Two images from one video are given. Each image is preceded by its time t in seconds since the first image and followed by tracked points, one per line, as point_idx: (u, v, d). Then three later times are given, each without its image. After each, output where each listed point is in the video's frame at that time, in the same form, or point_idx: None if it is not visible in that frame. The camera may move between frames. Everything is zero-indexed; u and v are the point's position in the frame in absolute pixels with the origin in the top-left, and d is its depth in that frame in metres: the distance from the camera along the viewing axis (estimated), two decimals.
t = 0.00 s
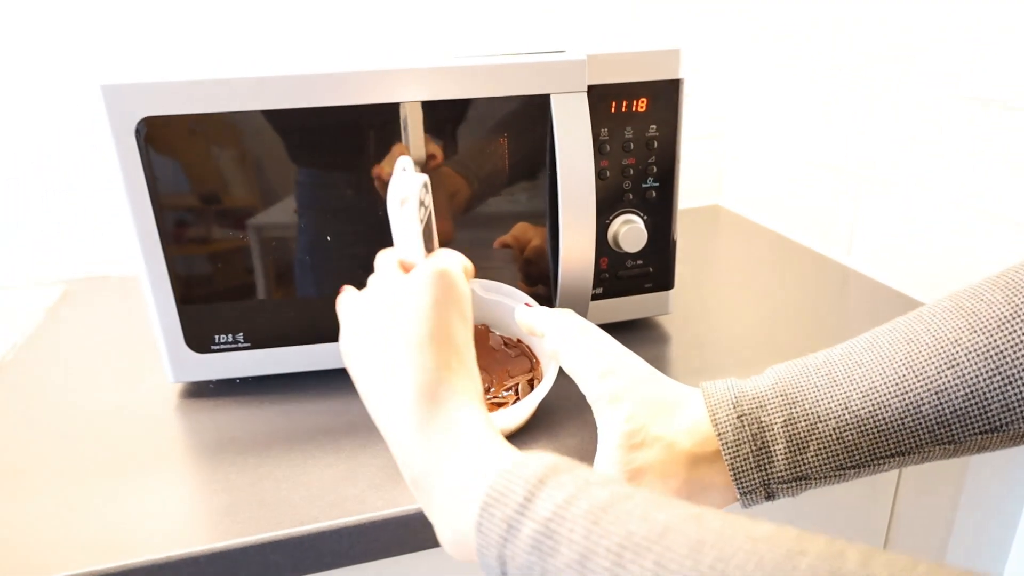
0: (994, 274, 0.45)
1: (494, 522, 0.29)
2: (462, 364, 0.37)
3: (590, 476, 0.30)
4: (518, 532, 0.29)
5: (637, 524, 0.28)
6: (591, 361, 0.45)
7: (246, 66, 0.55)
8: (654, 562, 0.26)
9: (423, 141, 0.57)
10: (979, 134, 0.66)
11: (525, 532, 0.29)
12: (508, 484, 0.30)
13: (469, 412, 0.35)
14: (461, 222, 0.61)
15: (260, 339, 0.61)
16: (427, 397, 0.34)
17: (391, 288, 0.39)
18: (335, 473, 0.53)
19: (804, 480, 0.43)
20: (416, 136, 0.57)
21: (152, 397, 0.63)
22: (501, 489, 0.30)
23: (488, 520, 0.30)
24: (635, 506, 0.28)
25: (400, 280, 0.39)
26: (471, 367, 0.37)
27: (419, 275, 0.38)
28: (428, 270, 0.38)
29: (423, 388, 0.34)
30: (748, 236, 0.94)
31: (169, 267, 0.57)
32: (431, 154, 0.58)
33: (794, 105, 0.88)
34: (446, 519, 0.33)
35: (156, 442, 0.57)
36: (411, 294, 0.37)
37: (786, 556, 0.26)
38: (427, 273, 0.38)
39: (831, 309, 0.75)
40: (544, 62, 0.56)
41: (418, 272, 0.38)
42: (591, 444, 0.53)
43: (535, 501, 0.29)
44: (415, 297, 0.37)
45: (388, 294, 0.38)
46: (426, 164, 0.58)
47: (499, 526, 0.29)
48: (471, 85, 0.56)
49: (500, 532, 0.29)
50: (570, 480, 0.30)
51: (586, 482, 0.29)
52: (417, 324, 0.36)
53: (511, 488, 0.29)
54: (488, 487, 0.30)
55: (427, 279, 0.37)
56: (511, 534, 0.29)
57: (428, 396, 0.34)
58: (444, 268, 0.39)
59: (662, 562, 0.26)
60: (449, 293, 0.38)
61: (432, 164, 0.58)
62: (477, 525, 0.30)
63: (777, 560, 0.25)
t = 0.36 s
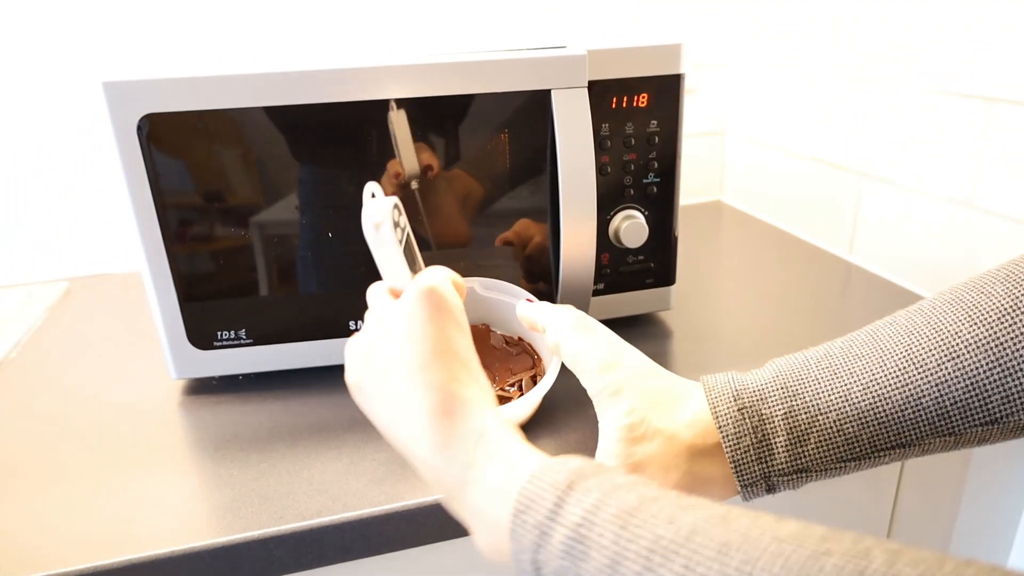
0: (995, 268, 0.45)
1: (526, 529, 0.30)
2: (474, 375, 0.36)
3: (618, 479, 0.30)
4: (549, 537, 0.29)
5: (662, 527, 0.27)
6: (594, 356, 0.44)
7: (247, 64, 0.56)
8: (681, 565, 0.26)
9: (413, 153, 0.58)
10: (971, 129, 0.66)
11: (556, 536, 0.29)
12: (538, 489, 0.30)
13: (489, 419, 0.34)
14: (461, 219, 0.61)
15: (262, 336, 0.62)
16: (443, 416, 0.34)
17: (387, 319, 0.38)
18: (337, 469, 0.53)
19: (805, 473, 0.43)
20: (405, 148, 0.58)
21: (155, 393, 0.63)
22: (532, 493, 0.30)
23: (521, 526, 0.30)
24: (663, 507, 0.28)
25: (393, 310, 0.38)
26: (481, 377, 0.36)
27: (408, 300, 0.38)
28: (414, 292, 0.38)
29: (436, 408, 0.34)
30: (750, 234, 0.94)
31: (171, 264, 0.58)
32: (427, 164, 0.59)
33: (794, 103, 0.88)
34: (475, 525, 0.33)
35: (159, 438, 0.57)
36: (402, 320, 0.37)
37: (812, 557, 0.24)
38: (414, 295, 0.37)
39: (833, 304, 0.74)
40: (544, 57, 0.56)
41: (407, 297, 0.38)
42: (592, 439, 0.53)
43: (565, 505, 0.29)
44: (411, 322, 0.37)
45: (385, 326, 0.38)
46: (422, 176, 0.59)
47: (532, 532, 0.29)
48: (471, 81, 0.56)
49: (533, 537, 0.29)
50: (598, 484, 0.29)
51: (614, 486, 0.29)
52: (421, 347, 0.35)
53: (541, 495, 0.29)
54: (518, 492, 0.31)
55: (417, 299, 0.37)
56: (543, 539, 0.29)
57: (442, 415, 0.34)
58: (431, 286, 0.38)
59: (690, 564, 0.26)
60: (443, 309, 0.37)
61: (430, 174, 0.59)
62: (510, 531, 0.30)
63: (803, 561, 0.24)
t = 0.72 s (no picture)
0: (987, 263, 0.45)
1: (531, 487, 0.31)
2: (477, 337, 0.39)
3: (619, 441, 0.32)
4: (552, 495, 0.31)
5: (657, 488, 0.29)
6: (588, 347, 0.44)
7: (242, 55, 0.55)
8: (674, 524, 0.28)
9: (406, 131, 0.57)
10: (964, 122, 0.66)
11: (558, 494, 0.30)
12: (542, 451, 0.32)
13: (495, 383, 0.37)
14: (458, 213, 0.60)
15: (256, 328, 0.61)
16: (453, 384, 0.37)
17: (387, 284, 0.39)
18: (331, 461, 0.53)
19: (796, 465, 0.43)
20: (398, 128, 0.57)
21: (150, 385, 0.63)
22: (538, 457, 0.31)
23: (527, 484, 0.31)
24: (657, 469, 0.30)
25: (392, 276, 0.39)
26: (484, 339, 0.39)
27: (405, 268, 0.38)
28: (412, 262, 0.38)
29: (445, 377, 0.37)
30: (746, 230, 0.94)
31: (165, 255, 0.57)
32: (421, 140, 0.58)
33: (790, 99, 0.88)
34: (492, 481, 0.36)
35: (152, 430, 0.57)
36: (404, 290, 0.38)
37: (792, 519, 0.27)
38: (411, 265, 0.38)
39: (828, 300, 0.74)
40: (540, 49, 0.56)
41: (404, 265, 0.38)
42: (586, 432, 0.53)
43: (568, 464, 0.31)
44: (413, 294, 0.38)
45: (385, 292, 0.39)
46: (417, 153, 0.58)
47: (536, 490, 0.31)
48: (467, 73, 0.56)
49: (537, 495, 0.31)
50: (599, 445, 0.31)
51: (613, 448, 0.31)
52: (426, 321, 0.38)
53: (545, 457, 0.31)
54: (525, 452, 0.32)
55: (417, 273, 0.38)
56: (546, 497, 0.31)
57: (452, 384, 0.37)
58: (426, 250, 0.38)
59: (681, 523, 0.28)
60: (443, 276, 0.38)
61: (424, 150, 0.58)
62: (516, 488, 0.32)
63: (785, 523, 0.26)
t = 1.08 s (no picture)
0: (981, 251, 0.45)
1: (529, 497, 0.33)
2: (493, 354, 0.39)
3: (614, 450, 0.33)
4: (549, 504, 0.32)
5: (649, 492, 0.30)
6: (584, 338, 0.44)
7: (237, 48, 0.55)
8: (662, 525, 0.29)
9: (418, 143, 0.58)
10: (957, 110, 0.66)
11: (554, 503, 0.32)
12: (539, 461, 0.33)
13: (506, 398, 0.38)
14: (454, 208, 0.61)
15: (254, 322, 0.62)
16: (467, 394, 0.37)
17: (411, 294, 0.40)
18: (329, 454, 0.53)
19: (792, 453, 0.43)
20: (410, 138, 0.58)
21: (148, 378, 0.63)
22: (535, 463, 0.33)
23: (524, 495, 0.33)
24: (650, 476, 0.31)
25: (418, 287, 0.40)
26: (499, 355, 0.40)
27: (432, 283, 0.39)
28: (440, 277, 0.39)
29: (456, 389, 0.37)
30: (743, 222, 0.94)
31: (163, 250, 0.57)
32: (432, 154, 0.59)
33: (785, 90, 0.88)
34: (488, 488, 0.36)
35: (151, 423, 0.57)
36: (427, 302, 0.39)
37: (775, 517, 0.27)
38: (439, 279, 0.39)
39: (825, 292, 0.75)
40: (535, 42, 0.56)
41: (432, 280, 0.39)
42: (584, 424, 0.53)
43: (564, 473, 0.32)
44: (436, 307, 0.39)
45: (410, 302, 0.40)
46: (430, 166, 0.59)
47: (534, 500, 0.33)
48: (462, 66, 0.56)
49: (534, 505, 0.33)
50: (595, 455, 0.33)
51: (608, 458, 0.32)
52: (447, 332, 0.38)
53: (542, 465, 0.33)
54: (523, 464, 0.34)
55: (445, 287, 0.38)
56: (543, 506, 0.32)
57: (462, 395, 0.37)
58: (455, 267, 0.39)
59: (670, 525, 0.29)
60: (469, 292, 0.39)
61: (435, 165, 0.59)
62: (515, 500, 0.34)
63: (768, 521, 0.27)
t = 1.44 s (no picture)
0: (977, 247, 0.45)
1: (537, 473, 0.32)
2: (510, 336, 0.36)
3: (624, 429, 0.32)
4: (559, 480, 0.31)
5: (663, 470, 0.30)
6: (581, 332, 0.44)
7: (238, 42, 0.55)
8: (678, 503, 0.28)
9: (442, 124, 0.58)
10: (955, 107, 0.66)
11: (565, 478, 0.31)
12: (551, 435, 0.32)
13: (523, 383, 0.35)
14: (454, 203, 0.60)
15: (254, 316, 0.62)
16: (479, 374, 0.34)
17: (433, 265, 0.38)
18: (329, 447, 0.53)
19: (789, 447, 0.43)
20: (433, 118, 0.58)
21: (147, 372, 0.63)
22: (545, 441, 0.32)
23: (532, 472, 0.32)
24: (663, 455, 0.30)
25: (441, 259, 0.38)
26: (517, 336, 0.37)
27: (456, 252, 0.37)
28: (467, 249, 0.36)
29: (471, 365, 0.34)
30: (741, 219, 0.94)
31: (163, 243, 0.58)
32: (453, 137, 0.58)
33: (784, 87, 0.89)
34: (490, 467, 0.34)
35: (150, 417, 0.57)
36: (448, 272, 0.36)
37: (795, 497, 0.27)
38: (463, 252, 0.36)
39: (823, 288, 0.75)
40: (536, 38, 0.56)
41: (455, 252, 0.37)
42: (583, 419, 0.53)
43: (575, 450, 0.31)
44: (456, 279, 0.36)
45: (431, 272, 0.37)
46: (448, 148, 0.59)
47: (543, 477, 0.31)
48: (462, 61, 0.56)
49: (543, 482, 0.31)
50: (607, 432, 0.32)
51: (620, 436, 0.32)
52: (464, 307, 0.35)
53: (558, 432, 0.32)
54: (529, 444, 0.32)
55: (470, 259, 0.36)
56: (553, 483, 0.31)
57: (478, 373, 0.34)
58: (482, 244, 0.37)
59: (685, 503, 0.28)
60: (491, 268, 0.36)
61: (455, 148, 0.59)
62: (521, 478, 0.32)
63: (788, 500, 0.27)
